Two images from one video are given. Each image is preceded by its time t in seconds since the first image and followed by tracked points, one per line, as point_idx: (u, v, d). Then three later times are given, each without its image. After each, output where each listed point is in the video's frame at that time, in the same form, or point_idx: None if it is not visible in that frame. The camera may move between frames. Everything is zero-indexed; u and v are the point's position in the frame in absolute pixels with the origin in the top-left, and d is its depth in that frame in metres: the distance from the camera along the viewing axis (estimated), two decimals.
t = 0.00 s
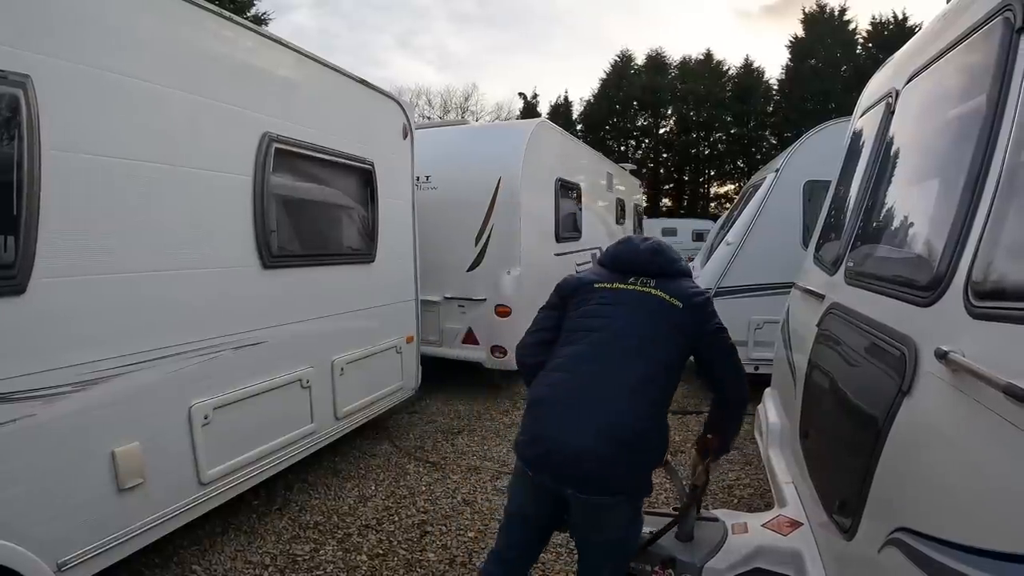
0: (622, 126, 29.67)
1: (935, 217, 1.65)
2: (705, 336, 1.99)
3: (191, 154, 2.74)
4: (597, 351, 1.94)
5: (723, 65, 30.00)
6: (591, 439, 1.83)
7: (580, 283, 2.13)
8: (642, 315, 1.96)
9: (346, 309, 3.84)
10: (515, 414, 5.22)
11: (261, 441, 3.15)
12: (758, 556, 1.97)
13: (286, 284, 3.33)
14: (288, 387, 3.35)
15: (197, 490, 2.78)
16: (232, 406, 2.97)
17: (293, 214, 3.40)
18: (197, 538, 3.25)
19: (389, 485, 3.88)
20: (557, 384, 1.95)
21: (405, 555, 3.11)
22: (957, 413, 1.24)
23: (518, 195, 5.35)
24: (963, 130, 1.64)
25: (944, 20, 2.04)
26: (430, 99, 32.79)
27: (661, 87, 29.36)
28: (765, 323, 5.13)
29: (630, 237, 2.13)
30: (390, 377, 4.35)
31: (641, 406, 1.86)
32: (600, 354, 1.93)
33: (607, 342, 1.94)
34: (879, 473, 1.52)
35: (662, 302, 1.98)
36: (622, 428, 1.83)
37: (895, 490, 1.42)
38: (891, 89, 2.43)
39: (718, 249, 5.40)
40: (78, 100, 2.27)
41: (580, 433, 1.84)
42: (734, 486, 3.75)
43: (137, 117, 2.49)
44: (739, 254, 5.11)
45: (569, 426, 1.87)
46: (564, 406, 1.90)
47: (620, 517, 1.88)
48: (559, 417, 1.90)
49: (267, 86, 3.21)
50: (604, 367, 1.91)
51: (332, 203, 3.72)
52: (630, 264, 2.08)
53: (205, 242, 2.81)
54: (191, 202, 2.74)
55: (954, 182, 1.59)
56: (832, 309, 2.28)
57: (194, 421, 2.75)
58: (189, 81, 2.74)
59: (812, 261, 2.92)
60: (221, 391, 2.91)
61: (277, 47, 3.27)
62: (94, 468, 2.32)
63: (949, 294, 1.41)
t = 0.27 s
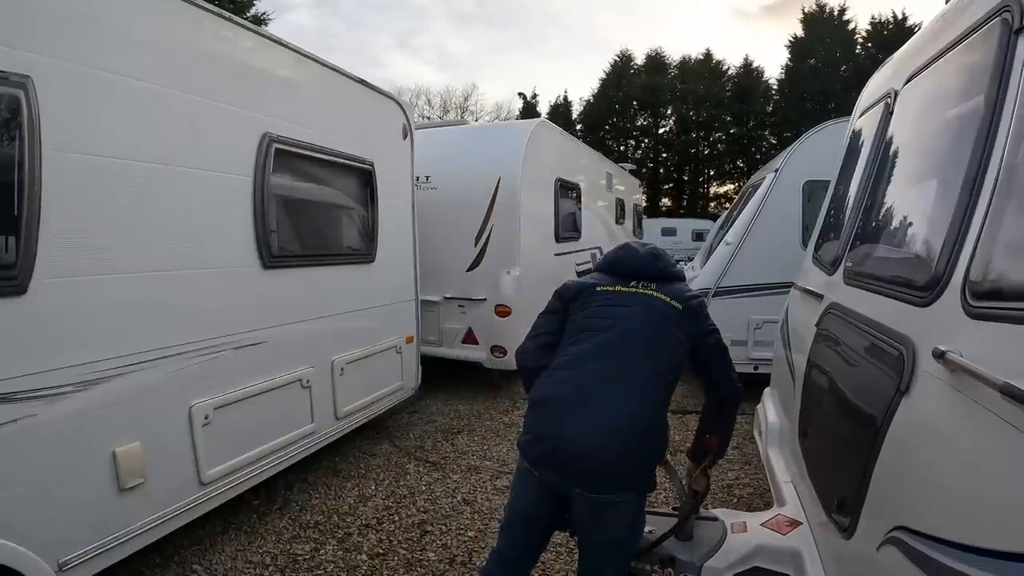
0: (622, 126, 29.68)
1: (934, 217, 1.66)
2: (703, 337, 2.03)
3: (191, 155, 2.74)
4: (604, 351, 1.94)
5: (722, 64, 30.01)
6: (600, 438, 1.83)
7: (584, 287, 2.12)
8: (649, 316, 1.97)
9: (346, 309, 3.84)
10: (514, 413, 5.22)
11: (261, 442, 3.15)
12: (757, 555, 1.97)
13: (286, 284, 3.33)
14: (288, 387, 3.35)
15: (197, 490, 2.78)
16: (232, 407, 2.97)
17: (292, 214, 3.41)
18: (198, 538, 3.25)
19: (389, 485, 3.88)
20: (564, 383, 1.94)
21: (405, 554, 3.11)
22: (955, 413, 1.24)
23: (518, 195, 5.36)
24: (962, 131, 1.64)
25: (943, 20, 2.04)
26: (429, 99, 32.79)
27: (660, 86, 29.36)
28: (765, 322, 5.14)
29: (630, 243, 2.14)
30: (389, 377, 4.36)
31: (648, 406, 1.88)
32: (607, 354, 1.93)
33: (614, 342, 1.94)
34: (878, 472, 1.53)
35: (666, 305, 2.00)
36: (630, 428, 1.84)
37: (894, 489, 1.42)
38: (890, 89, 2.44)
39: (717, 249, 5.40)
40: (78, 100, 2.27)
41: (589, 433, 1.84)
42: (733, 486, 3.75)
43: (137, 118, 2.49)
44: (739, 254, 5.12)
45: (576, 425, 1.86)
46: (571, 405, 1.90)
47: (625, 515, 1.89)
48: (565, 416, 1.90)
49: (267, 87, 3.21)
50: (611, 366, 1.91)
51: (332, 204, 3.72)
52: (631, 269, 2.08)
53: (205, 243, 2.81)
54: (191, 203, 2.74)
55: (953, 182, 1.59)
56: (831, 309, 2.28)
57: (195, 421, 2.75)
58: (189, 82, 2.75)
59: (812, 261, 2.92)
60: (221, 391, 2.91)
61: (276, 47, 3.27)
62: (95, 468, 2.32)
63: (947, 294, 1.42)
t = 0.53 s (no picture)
0: (621, 125, 29.68)
1: (933, 216, 1.66)
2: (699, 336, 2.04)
3: (190, 154, 2.74)
4: (597, 350, 1.94)
5: (722, 64, 30.01)
6: (591, 437, 1.83)
7: (579, 284, 2.12)
8: (644, 316, 1.97)
9: (345, 309, 3.84)
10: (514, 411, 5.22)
11: (260, 441, 3.15)
12: (756, 554, 1.97)
13: (286, 284, 3.33)
14: (287, 387, 3.35)
15: (197, 490, 2.78)
16: (231, 406, 2.97)
17: (292, 214, 3.41)
18: (198, 538, 3.25)
19: (388, 485, 3.89)
20: (556, 381, 1.94)
21: (405, 553, 3.12)
22: (955, 412, 1.24)
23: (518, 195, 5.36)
24: (961, 130, 1.64)
25: (943, 19, 2.04)
26: (429, 98, 32.78)
27: (660, 86, 29.36)
28: (764, 322, 5.14)
29: (626, 242, 2.15)
30: (389, 377, 4.36)
31: (642, 405, 1.88)
32: (600, 353, 1.93)
33: (609, 342, 1.95)
34: (877, 470, 1.53)
35: (660, 306, 2.00)
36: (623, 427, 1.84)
37: (893, 488, 1.42)
38: (890, 89, 2.44)
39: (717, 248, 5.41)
40: (77, 100, 2.27)
41: (581, 431, 1.84)
42: (732, 485, 3.75)
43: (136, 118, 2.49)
44: (738, 253, 5.12)
45: (568, 423, 1.86)
46: (563, 403, 1.90)
47: (618, 514, 1.89)
48: (557, 414, 1.89)
49: (267, 87, 3.21)
50: (605, 365, 1.92)
51: (331, 203, 3.72)
52: (627, 267, 2.09)
53: (204, 243, 2.81)
54: (190, 203, 2.74)
55: (952, 181, 1.60)
56: (830, 309, 2.28)
57: (194, 421, 2.76)
58: (189, 81, 2.74)
59: (811, 260, 2.92)
60: (219, 391, 2.90)
61: (276, 47, 3.27)
62: (94, 468, 2.32)
63: (946, 293, 1.42)
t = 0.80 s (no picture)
0: (620, 124, 29.68)
1: (933, 215, 1.65)
2: (657, 326, 1.92)
3: (188, 153, 2.73)
4: (541, 348, 1.91)
5: (721, 63, 30.01)
6: (528, 437, 1.83)
7: (534, 277, 2.10)
8: (587, 311, 1.91)
9: (344, 309, 3.84)
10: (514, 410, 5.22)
11: (259, 441, 3.15)
12: (755, 553, 1.97)
13: (285, 283, 3.32)
14: (286, 386, 3.35)
15: (195, 489, 2.78)
16: (230, 406, 2.97)
17: (291, 213, 3.40)
18: (197, 537, 3.25)
19: (387, 484, 3.88)
20: (505, 381, 1.96)
21: (404, 553, 3.12)
22: (955, 411, 1.24)
23: (517, 194, 5.35)
24: (960, 129, 1.64)
25: (942, 18, 2.04)
26: (428, 97, 32.76)
27: (659, 85, 29.36)
28: (763, 321, 5.15)
29: (578, 227, 2.08)
30: (387, 376, 4.35)
31: (580, 404, 1.81)
32: (543, 352, 1.91)
33: (552, 339, 1.91)
34: (876, 469, 1.53)
35: (609, 297, 1.92)
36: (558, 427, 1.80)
37: (893, 487, 1.42)
38: (889, 87, 2.43)
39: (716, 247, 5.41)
40: (75, 99, 2.26)
41: (520, 431, 1.84)
42: (731, 484, 3.75)
43: (135, 116, 2.48)
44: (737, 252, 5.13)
45: (516, 414, 1.87)
46: (508, 403, 1.91)
47: (570, 513, 1.87)
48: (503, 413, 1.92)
49: (266, 86, 3.20)
50: (546, 364, 1.88)
51: (330, 202, 3.72)
52: (577, 256, 2.02)
53: (203, 242, 2.81)
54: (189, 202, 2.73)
55: (952, 180, 1.59)
56: (829, 307, 2.28)
57: (193, 420, 2.75)
58: (187, 80, 2.74)
59: (810, 259, 2.92)
60: (217, 391, 2.90)
61: (275, 46, 3.27)
62: (93, 467, 2.32)
63: (946, 292, 1.42)
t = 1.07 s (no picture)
0: (620, 124, 29.68)
1: (933, 215, 1.65)
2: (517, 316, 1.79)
3: (187, 152, 2.73)
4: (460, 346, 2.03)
5: (721, 62, 30.01)
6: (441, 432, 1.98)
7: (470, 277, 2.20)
8: (470, 308, 1.94)
9: (344, 308, 3.84)
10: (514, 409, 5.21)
11: (258, 441, 3.14)
12: (755, 553, 1.97)
13: (284, 283, 3.32)
14: (285, 386, 3.34)
15: (195, 489, 2.78)
16: (229, 405, 2.96)
17: (290, 212, 3.40)
18: (196, 537, 3.26)
19: (387, 483, 3.88)
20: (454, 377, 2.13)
21: (404, 553, 3.11)
22: (955, 410, 1.24)
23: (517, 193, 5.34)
24: (960, 129, 1.64)
25: (942, 17, 2.04)
26: (428, 97, 32.77)
27: (659, 84, 29.35)
28: (763, 320, 5.14)
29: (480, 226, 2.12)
30: (387, 376, 4.35)
31: (467, 401, 1.88)
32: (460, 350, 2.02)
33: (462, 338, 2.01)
34: (877, 468, 1.53)
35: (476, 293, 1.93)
36: (454, 424, 1.91)
37: (893, 487, 1.42)
38: (889, 86, 2.42)
39: (716, 247, 5.40)
40: (74, 98, 2.26)
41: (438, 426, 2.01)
42: (732, 484, 3.75)
43: (134, 116, 2.48)
44: (737, 252, 5.12)
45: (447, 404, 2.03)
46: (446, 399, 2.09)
47: (486, 508, 1.95)
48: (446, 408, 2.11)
49: (265, 85, 3.20)
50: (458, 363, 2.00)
51: (330, 202, 3.72)
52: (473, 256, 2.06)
53: (203, 242, 2.81)
54: (188, 202, 2.73)
55: (952, 180, 1.59)
56: (830, 307, 2.28)
57: (193, 420, 2.75)
58: (186, 80, 2.73)
59: (810, 258, 2.92)
60: (216, 390, 2.90)
61: (275, 46, 3.26)
62: (92, 467, 2.31)
63: (946, 291, 1.42)
